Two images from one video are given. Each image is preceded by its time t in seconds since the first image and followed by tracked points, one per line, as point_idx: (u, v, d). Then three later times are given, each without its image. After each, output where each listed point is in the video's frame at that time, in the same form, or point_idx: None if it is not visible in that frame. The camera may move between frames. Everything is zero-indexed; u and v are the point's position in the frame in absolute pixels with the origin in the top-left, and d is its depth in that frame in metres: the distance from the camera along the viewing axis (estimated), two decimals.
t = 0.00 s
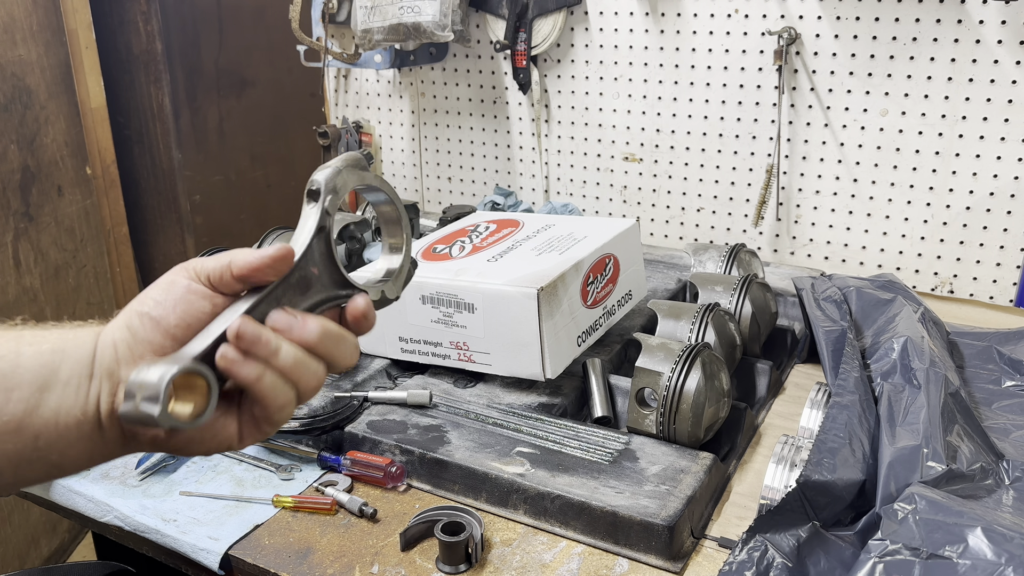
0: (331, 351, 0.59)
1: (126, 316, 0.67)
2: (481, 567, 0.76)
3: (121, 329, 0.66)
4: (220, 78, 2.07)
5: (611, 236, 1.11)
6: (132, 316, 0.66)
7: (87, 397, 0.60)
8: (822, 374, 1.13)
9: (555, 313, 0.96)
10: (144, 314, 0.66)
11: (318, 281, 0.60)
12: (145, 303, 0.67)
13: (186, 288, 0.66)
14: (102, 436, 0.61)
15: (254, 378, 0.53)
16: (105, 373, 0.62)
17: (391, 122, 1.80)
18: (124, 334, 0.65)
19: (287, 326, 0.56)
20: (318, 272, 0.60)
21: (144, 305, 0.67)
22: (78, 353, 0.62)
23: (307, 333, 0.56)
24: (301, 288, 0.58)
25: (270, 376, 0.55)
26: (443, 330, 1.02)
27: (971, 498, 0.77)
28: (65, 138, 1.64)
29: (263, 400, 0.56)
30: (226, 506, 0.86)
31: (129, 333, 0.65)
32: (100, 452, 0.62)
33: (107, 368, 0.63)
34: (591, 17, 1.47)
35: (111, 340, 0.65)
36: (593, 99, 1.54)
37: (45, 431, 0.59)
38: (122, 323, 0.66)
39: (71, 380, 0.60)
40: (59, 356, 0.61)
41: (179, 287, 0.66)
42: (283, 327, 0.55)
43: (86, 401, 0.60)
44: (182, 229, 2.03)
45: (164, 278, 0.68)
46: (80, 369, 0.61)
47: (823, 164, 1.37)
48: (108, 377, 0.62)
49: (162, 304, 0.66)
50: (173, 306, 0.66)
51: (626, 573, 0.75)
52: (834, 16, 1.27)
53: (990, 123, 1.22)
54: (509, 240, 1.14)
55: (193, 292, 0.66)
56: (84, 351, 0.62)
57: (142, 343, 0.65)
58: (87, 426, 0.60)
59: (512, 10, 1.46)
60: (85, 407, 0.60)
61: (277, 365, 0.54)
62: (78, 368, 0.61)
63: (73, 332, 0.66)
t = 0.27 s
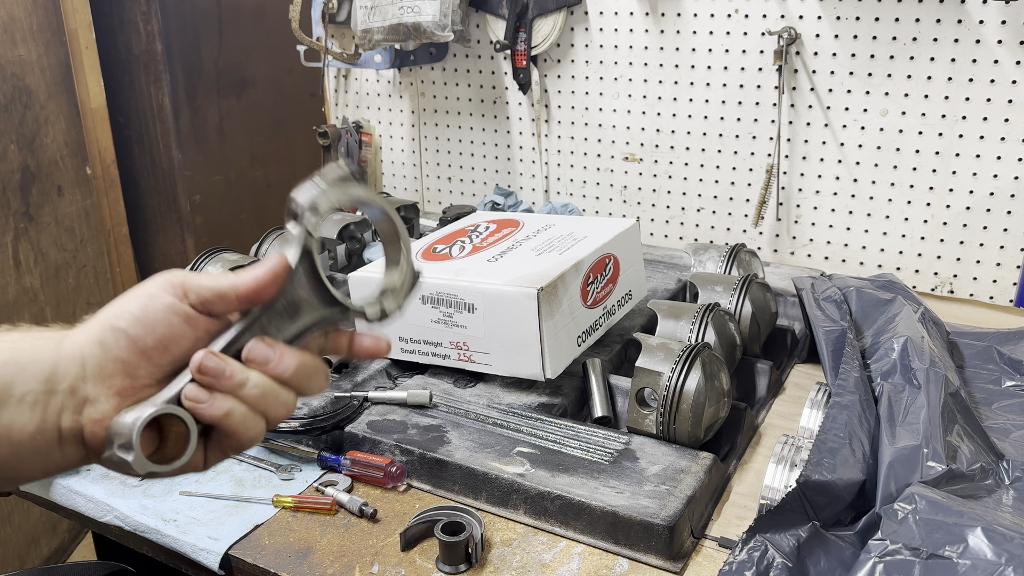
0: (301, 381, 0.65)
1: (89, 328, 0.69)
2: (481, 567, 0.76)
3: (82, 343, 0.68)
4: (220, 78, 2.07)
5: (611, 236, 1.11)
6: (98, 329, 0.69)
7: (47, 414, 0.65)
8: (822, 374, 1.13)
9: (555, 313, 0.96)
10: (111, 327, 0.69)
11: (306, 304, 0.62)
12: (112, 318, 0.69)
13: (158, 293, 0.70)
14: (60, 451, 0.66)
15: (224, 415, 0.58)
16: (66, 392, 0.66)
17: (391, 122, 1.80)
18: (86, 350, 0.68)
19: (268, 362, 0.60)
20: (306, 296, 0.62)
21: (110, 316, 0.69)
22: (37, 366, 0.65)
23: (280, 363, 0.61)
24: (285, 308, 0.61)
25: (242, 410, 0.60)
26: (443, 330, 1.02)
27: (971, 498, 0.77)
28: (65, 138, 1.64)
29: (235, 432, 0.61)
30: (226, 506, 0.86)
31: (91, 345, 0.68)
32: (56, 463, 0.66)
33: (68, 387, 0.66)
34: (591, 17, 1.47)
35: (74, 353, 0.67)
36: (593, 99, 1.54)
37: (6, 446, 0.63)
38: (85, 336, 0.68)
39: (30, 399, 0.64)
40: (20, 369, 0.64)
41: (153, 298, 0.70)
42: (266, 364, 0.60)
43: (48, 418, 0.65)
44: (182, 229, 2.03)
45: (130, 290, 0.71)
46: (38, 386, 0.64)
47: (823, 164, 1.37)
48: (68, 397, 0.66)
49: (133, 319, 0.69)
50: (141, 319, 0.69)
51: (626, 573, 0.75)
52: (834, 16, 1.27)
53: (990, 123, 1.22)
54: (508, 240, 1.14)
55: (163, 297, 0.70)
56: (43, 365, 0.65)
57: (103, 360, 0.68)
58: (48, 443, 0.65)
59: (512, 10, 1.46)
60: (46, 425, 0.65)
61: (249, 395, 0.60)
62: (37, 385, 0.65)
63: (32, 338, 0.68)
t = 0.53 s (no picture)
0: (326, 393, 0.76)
1: (121, 317, 0.75)
2: (481, 567, 0.76)
3: (113, 332, 0.74)
4: (220, 78, 2.07)
5: (611, 236, 1.11)
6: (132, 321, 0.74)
7: (69, 398, 0.73)
8: (822, 374, 1.13)
9: (555, 313, 0.96)
10: (146, 323, 0.74)
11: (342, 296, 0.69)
12: (146, 312, 0.74)
13: (190, 297, 0.73)
14: (76, 431, 0.75)
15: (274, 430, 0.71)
16: (89, 375, 0.74)
17: (391, 122, 1.80)
18: (116, 339, 0.74)
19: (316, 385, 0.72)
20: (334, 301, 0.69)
21: (143, 309, 0.74)
22: (62, 351, 0.72)
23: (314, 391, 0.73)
24: (315, 322, 0.69)
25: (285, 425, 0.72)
26: (443, 330, 1.02)
27: (972, 498, 0.77)
28: (65, 138, 1.64)
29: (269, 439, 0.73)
30: (226, 506, 0.86)
31: (117, 336, 0.74)
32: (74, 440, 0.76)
33: (92, 371, 0.74)
34: (590, 17, 1.47)
35: (102, 340, 0.74)
36: (593, 99, 1.54)
37: (26, 426, 0.72)
38: (120, 325, 0.74)
39: (52, 383, 0.72)
40: (49, 355, 0.72)
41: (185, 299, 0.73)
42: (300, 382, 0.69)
43: (69, 401, 0.73)
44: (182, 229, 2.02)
45: (161, 284, 0.75)
46: (61, 370, 0.72)
47: (823, 164, 1.37)
48: (92, 382, 0.75)
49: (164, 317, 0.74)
50: (177, 320, 0.74)
51: (626, 573, 0.75)
52: (834, 16, 1.27)
53: (990, 123, 1.22)
54: (509, 240, 1.14)
55: (200, 307, 0.73)
56: (69, 350, 0.73)
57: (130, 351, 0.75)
58: (65, 425, 0.74)
59: (512, 10, 1.46)
60: (66, 409, 0.73)
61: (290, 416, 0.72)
62: (59, 369, 0.72)
63: (61, 319, 0.74)
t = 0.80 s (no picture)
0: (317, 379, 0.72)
1: (105, 321, 0.74)
2: (481, 566, 0.76)
3: (101, 338, 0.74)
4: (219, 78, 2.07)
5: (611, 236, 1.11)
6: (115, 322, 0.74)
7: (68, 410, 0.73)
8: (822, 374, 1.13)
9: (555, 313, 0.96)
10: (129, 322, 0.74)
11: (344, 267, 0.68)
12: (127, 310, 0.74)
13: (170, 277, 0.75)
14: (77, 443, 0.75)
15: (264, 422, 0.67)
16: (86, 387, 0.74)
17: (391, 123, 1.80)
18: (106, 344, 0.74)
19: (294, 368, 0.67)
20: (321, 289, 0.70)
21: (124, 309, 0.74)
22: (57, 362, 0.72)
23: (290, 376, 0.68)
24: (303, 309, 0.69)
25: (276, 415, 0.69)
26: (443, 330, 1.02)
27: (972, 498, 0.77)
28: (65, 138, 1.64)
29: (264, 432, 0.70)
30: (226, 506, 0.86)
31: (109, 340, 0.74)
32: (76, 453, 0.76)
33: (89, 382, 0.74)
34: (590, 17, 1.47)
35: (94, 348, 0.74)
36: (593, 99, 1.54)
37: (25, 439, 0.71)
38: (105, 329, 0.74)
39: (51, 397, 0.71)
40: (44, 367, 0.71)
41: (166, 283, 0.75)
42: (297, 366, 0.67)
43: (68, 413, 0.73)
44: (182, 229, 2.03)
45: (137, 282, 0.75)
46: (57, 383, 0.72)
47: (823, 164, 1.37)
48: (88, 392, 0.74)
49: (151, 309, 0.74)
50: (163, 310, 0.74)
51: (626, 573, 0.75)
52: (834, 17, 1.27)
53: (990, 123, 1.22)
54: (509, 240, 1.14)
55: (180, 282, 0.75)
56: (65, 361, 0.72)
57: (124, 353, 0.75)
58: (65, 437, 0.74)
59: (512, 10, 1.46)
60: (64, 422, 0.73)
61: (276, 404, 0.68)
62: (55, 382, 0.72)
63: (53, 329, 0.74)
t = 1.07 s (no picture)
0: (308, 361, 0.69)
1: (92, 320, 0.75)
2: (481, 566, 0.76)
3: (89, 337, 0.75)
4: (219, 78, 2.07)
5: (611, 236, 1.11)
6: (101, 320, 0.74)
7: (60, 411, 0.73)
8: (822, 374, 1.13)
9: (555, 313, 0.96)
10: (115, 320, 0.74)
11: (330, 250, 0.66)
12: (113, 308, 0.74)
13: (159, 276, 0.75)
14: (72, 444, 0.75)
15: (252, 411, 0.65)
16: (77, 388, 0.74)
17: (391, 122, 1.80)
18: (95, 343, 0.75)
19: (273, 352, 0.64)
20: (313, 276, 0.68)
21: (111, 307, 0.74)
22: (49, 362, 0.73)
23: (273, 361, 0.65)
24: (290, 290, 0.68)
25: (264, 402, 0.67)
26: (443, 330, 1.02)
27: (971, 498, 0.77)
28: (65, 138, 1.64)
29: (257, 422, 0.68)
30: (226, 506, 0.86)
31: (99, 338, 0.75)
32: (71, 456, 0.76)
33: (79, 382, 0.74)
34: (591, 17, 1.47)
35: (83, 348, 0.74)
36: (593, 99, 1.54)
37: (19, 440, 0.72)
38: (92, 328, 0.75)
39: (43, 398, 0.72)
40: (36, 367, 0.72)
41: (153, 280, 0.74)
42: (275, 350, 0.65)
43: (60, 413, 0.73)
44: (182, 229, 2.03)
45: (126, 280, 0.75)
46: (48, 383, 0.72)
47: (823, 164, 1.37)
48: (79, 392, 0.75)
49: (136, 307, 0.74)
50: (151, 307, 0.74)
51: (626, 573, 0.75)
52: (834, 16, 1.27)
53: (990, 123, 1.22)
54: (509, 240, 1.14)
55: (168, 280, 0.75)
56: (55, 362, 0.73)
57: (112, 352, 0.76)
58: (58, 438, 0.74)
59: (512, 10, 1.46)
60: (57, 424, 0.73)
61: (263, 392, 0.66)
62: (47, 383, 0.72)
63: (46, 330, 0.75)
